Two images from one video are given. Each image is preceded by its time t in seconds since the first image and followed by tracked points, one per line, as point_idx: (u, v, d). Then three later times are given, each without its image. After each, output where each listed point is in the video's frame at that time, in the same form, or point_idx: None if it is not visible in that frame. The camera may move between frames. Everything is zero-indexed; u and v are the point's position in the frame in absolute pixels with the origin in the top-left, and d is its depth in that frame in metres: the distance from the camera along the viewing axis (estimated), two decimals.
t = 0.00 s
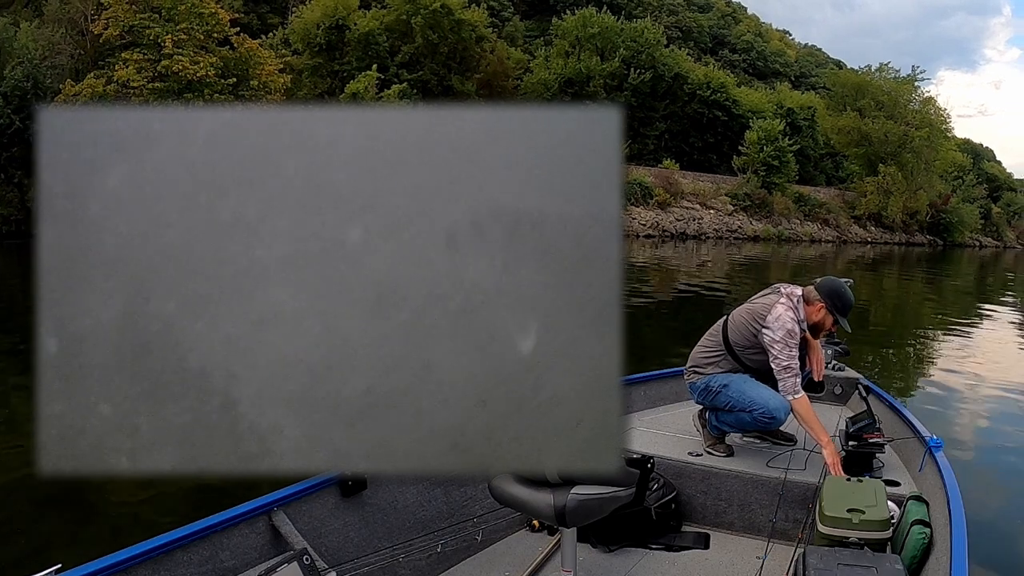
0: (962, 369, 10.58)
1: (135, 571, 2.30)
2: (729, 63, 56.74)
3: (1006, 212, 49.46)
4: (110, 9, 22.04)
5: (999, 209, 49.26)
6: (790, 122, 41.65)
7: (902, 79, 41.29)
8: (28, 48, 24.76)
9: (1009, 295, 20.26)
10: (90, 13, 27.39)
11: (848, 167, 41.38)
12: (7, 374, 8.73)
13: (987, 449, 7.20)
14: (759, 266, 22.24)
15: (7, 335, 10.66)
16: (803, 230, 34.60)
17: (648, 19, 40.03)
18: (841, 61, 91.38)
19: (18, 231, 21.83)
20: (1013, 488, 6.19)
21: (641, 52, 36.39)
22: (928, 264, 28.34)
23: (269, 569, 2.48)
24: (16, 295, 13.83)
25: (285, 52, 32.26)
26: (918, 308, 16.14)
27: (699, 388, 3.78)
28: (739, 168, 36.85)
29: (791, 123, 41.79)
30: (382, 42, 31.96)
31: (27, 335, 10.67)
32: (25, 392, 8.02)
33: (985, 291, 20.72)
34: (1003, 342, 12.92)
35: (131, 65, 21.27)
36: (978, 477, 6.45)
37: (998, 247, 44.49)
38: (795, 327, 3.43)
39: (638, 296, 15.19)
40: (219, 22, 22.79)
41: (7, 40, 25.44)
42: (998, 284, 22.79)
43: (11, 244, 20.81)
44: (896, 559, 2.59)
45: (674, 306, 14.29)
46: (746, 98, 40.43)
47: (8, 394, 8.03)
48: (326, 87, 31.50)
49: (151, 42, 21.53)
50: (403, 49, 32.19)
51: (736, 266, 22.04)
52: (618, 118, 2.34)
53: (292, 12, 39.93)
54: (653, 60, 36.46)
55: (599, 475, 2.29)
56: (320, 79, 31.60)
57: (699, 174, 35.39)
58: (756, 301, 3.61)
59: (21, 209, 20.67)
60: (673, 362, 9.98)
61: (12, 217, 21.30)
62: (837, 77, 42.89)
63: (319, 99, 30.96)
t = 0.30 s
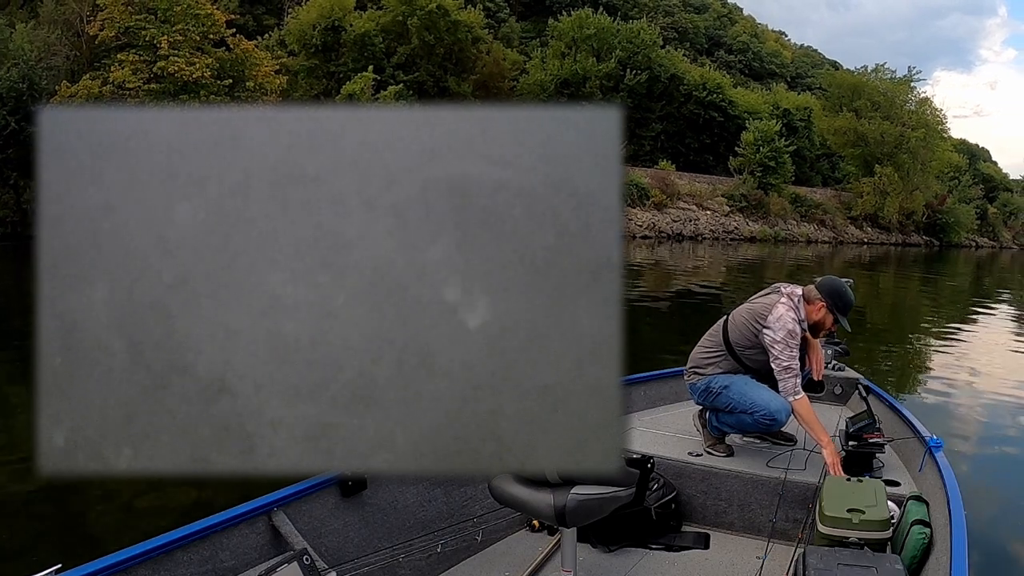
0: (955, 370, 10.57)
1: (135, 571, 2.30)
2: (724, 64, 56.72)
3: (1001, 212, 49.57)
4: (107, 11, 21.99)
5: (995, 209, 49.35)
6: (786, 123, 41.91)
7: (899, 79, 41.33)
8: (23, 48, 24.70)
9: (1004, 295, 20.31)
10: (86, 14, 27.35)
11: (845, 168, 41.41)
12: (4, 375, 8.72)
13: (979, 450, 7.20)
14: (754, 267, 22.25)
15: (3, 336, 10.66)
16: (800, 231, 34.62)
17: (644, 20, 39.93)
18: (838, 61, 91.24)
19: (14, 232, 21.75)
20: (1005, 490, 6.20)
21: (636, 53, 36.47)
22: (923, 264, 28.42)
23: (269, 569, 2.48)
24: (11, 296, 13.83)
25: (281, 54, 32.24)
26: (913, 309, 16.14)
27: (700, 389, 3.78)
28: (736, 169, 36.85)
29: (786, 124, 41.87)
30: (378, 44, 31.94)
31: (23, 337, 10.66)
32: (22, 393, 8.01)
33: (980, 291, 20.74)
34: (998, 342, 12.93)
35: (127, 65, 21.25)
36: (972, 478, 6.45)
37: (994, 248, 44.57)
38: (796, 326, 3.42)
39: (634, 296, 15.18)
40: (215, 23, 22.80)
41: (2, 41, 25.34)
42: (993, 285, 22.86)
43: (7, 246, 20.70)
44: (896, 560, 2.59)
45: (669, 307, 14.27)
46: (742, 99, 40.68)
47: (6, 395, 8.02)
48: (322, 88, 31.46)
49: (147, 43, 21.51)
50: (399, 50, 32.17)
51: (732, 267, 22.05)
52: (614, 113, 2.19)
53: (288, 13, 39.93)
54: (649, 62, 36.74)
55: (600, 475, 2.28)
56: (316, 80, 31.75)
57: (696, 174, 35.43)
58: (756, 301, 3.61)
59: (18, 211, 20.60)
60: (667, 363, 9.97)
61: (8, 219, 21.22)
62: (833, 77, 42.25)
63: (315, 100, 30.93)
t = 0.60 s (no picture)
0: (950, 370, 10.55)
1: (135, 571, 2.30)
2: (721, 64, 56.71)
3: (997, 212, 49.62)
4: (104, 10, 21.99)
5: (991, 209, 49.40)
6: (783, 123, 41.73)
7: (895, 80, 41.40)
8: (19, 46, 24.62)
9: (999, 295, 20.34)
10: (84, 12, 27.16)
11: (841, 168, 41.46)
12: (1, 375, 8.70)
13: (975, 450, 7.17)
14: (751, 267, 22.24)
15: None
16: (796, 231, 34.63)
17: (641, 20, 39.94)
18: (834, 62, 91.29)
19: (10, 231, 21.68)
20: (1000, 490, 6.17)
21: (634, 53, 36.41)
22: (920, 264, 28.49)
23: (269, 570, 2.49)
24: (7, 295, 13.80)
25: (277, 52, 32.23)
26: (908, 309, 16.12)
27: (699, 389, 3.78)
28: (732, 169, 36.86)
29: (783, 125, 41.74)
30: (375, 42, 31.90)
31: (20, 336, 10.63)
32: (19, 394, 7.99)
33: (976, 292, 20.73)
34: (993, 342, 12.93)
35: (124, 64, 21.18)
36: (967, 478, 6.45)
37: (990, 248, 44.62)
38: (795, 327, 3.43)
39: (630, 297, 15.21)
40: (211, 21, 22.79)
41: None
42: (989, 285, 22.90)
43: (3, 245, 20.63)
44: (896, 560, 2.59)
45: (665, 307, 14.27)
46: (739, 98, 40.56)
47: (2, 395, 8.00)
48: (318, 87, 31.49)
49: (143, 41, 21.51)
50: (396, 49, 32.10)
51: (728, 266, 22.05)
52: (616, 113, 2.21)
53: (284, 12, 39.88)
54: (646, 61, 36.71)
55: (600, 475, 2.29)
56: (313, 79, 31.78)
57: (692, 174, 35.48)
58: (756, 301, 3.62)
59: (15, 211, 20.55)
60: (664, 364, 9.94)
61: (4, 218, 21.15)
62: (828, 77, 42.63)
63: (312, 99, 30.96)
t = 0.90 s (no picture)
0: (947, 370, 10.53)
1: (134, 571, 2.30)
2: (718, 63, 56.60)
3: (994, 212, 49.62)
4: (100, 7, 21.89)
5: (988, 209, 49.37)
6: (780, 123, 42.82)
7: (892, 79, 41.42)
8: (14, 43, 24.48)
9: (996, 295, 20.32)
10: (79, 9, 26.80)
11: (838, 167, 41.49)
12: None
13: (971, 450, 7.17)
14: (748, 266, 22.20)
15: None
16: (793, 231, 34.61)
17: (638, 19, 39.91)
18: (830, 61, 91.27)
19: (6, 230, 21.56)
20: (995, 489, 6.17)
21: (631, 51, 36.67)
22: (916, 264, 28.51)
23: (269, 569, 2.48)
24: (3, 294, 13.74)
25: (274, 50, 32.12)
26: (905, 309, 16.07)
27: (699, 389, 3.79)
28: (729, 169, 36.84)
29: (781, 124, 42.75)
30: (372, 40, 31.78)
31: (16, 336, 10.61)
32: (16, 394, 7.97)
33: (973, 291, 20.71)
34: (992, 343, 12.90)
35: (120, 62, 21.02)
36: (964, 478, 6.43)
37: (987, 248, 44.62)
38: (795, 327, 3.43)
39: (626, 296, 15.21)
40: (208, 19, 22.69)
41: None
42: (986, 285, 22.88)
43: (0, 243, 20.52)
44: (896, 560, 2.60)
45: (661, 306, 14.23)
46: (735, 98, 40.55)
47: None
48: (315, 86, 31.39)
49: (140, 39, 21.45)
50: (393, 47, 31.95)
51: (725, 266, 21.97)
52: (615, 115, 2.19)
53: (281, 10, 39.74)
54: (644, 59, 36.81)
55: (600, 475, 2.28)
56: (309, 77, 31.73)
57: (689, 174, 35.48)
58: (755, 301, 3.62)
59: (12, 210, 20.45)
60: (660, 364, 9.92)
61: None
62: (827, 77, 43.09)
63: (308, 97, 30.82)
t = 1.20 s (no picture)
0: (942, 369, 10.54)
1: (134, 572, 2.29)
2: (714, 62, 56.62)
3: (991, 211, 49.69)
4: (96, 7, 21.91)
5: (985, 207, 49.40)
6: (776, 122, 42.00)
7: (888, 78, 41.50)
8: (10, 43, 24.44)
9: (992, 293, 20.35)
10: (74, 9, 26.74)
11: (834, 166, 41.58)
12: None
13: (970, 450, 7.15)
14: (745, 265, 22.16)
15: None
16: (789, 230, 34.64)
17: (634, 18, 39.93)
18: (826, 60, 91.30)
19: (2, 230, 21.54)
20: (990, 488, 6.18)
21: (627, 51, 36.23)
22: (913, 262, 28.55)
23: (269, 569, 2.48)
24: None
25: (270, 50, 32.08)
26: (902, 309, 15.96)
27: (699, 389, 3.79)
28: (725, 168, 36.88)
29: (777, 123, 41.86)
30: (368, 40, 31.77)
31: (13, 335, 10.61)
32: (16, 393, 7.99)
33: (970, 290, 20.74)
34: (989, 342, 12.87)
35: (115, 62, 20.99)
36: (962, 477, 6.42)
37: (983, 246, 44.67)
38: (795, 327, 3.43)
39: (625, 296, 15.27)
40: (204, 19, 22.66)
41: None
42: (983, 284, 22.91)
43: None
44: (895, 560, 2.60)
45: (656, 306, 14.23)
46: (732, 96, 40.69)
47: None
48: (311, 85, 31.40)
49: (136, 39, 21.43)
50: (389, 46, 31.91)
51: (722, 266, 21.93)
52: (612, 114, 2.31)
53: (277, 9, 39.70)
54: (640, 59, 36.57)
55: (600, 475, 2.28)
56: (305, 77, 31.68)
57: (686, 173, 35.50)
58: (755, 301, 3.62)
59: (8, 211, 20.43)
60: (657, 363, 9.92)
61: None
62: (824, 77, 43.47)
63: (304, 97, 30.79)
